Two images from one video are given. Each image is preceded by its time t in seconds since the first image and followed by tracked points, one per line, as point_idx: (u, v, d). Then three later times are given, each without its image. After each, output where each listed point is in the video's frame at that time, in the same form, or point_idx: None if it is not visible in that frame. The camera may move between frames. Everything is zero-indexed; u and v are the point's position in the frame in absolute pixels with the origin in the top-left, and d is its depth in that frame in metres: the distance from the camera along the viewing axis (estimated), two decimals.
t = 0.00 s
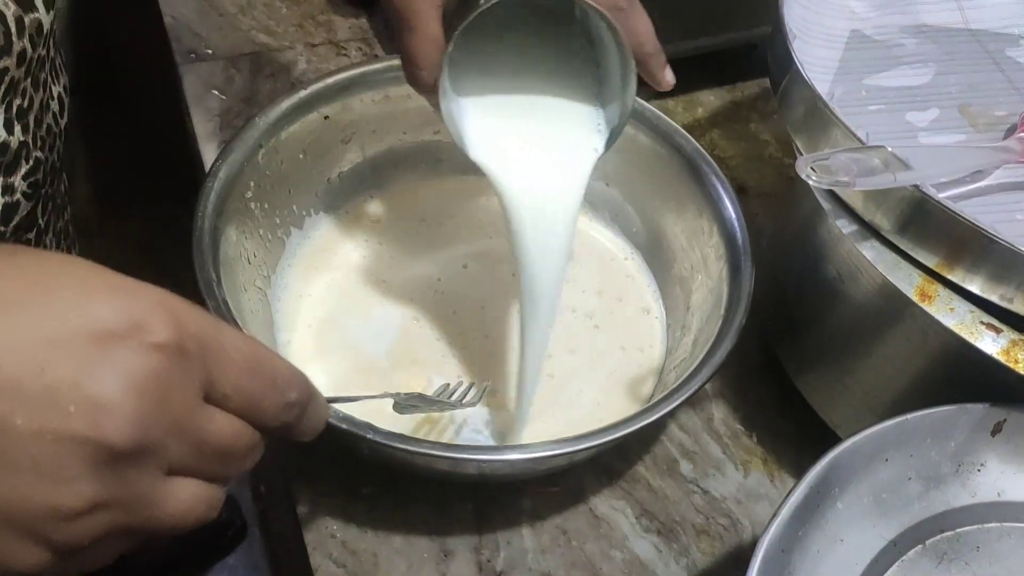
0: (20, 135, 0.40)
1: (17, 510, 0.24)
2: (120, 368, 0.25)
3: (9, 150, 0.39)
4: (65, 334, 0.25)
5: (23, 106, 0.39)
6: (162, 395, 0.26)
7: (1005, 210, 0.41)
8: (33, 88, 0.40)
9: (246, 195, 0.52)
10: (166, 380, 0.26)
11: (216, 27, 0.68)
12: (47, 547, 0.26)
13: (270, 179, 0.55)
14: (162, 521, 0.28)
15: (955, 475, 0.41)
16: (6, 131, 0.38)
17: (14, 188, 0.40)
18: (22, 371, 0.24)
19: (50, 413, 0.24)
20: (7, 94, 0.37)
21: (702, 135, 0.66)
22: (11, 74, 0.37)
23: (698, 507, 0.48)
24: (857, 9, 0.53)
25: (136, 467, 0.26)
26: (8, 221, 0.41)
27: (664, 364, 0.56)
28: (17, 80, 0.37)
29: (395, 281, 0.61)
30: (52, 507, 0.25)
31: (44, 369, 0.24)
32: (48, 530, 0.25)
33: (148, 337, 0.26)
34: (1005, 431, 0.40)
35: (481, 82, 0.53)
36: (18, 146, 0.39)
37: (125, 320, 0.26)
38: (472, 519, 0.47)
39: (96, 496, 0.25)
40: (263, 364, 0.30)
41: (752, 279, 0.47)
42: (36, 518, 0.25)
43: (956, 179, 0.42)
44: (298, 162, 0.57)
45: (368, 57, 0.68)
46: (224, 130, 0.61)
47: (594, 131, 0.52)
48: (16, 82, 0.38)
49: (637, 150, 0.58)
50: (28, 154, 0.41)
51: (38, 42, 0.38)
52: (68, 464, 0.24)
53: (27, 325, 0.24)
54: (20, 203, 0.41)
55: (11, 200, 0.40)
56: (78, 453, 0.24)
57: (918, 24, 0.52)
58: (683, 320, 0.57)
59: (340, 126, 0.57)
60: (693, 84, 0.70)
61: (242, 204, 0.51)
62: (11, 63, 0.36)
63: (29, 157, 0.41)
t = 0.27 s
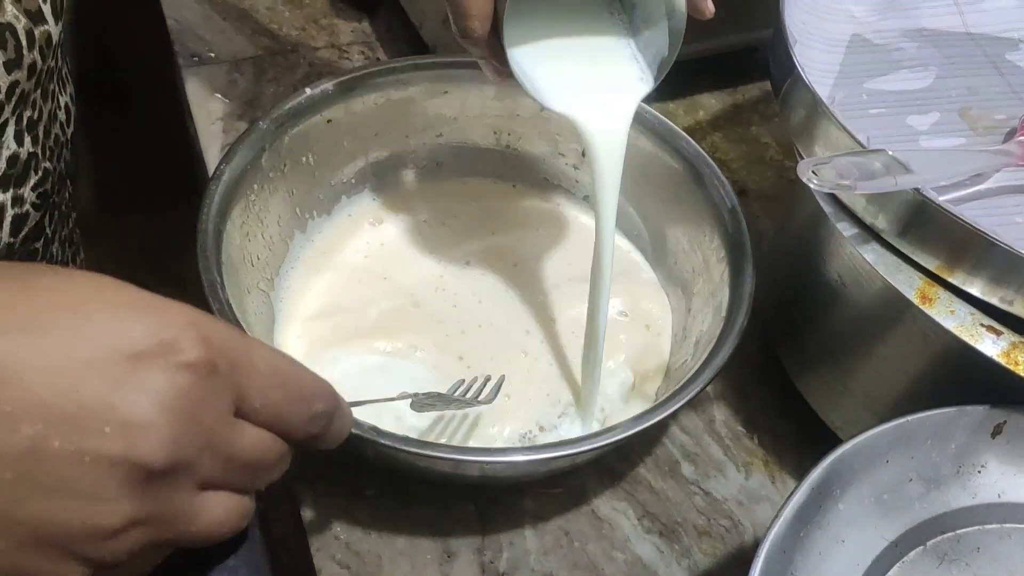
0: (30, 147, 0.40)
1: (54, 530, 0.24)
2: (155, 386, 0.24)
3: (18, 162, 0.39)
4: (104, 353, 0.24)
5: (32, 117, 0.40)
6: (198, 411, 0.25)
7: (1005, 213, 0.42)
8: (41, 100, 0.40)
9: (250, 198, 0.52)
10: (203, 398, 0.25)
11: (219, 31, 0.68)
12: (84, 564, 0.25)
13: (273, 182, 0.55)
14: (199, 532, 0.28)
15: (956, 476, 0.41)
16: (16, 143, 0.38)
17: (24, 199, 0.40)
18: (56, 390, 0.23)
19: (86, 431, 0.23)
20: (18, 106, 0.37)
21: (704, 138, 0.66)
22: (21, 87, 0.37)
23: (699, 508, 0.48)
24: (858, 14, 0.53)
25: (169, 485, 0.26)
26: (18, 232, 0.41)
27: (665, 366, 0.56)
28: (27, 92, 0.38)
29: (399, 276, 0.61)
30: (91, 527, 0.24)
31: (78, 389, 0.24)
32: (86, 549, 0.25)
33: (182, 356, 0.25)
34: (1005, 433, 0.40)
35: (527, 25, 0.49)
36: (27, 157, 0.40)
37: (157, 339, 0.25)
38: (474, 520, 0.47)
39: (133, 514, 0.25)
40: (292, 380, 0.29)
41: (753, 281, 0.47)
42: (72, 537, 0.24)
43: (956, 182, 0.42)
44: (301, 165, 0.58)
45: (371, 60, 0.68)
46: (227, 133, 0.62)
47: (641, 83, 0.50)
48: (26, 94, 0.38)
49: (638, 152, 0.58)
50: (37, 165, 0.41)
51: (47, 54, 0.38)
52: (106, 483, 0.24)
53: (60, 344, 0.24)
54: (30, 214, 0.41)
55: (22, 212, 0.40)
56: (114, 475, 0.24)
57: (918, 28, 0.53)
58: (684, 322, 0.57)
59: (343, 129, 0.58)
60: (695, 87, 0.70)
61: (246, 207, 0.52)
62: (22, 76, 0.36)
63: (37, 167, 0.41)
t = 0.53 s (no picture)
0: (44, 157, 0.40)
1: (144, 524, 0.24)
2: (236, 382, 0.25)
3: (34, 172, 0.39)
4: (180, 350, 0.25)
5: (46, 128, 0.40)
6: (274, 408, 0.26)
7: (1003, 218, 0.42)
8: (54, 110, 0.41)
9: (252, 202, 0.52)
10: (278, 395, 0.26)
11: (221, 35, 0.69)
12: (174, 559, 0.26)
13: (276, 187, 0.55)
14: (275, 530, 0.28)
15: (956, 480, 0.41)
16: (32, 153, 0.39)
17: (39, 209, 0.41)
18: (143, 386, 0.24)
19: (172, 426, 0.24)
20: (34, 116, 0.38)
21: (704, 142, 0.67)
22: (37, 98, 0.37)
23: (701, 512, 0.48)
24: (858, 19, 0.53)
25: (251, 477, 0.26)
26: (33, 242, 0.41)
27: (667, 370, 0.57)
28: (43, 102, 0.38)
29: (408, 268, 0.61)
30: (179, 521, 0.25)
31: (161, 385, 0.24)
32: (176, 543, 0.25)
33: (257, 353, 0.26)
34: (1004, 437, 0.41)
35: None
36: (42, 168, 0.40)
37: (234, 337, 0.26)
38: (477, 524, 0.47)
39: (219, 504, 0.25)
40: (352, 371, 0.30)
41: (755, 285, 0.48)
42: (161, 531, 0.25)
43: (956, 187, 0.43)
44: (303, 170, 0.58)
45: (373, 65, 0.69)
46: (230, 137, 0.62)
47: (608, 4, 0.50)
48: (42, 104, 0.38)
49: (639, 155, 0.59)
50: (51, 175, 0.42)
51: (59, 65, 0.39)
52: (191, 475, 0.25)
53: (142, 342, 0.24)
54: (43, 224, 0.42)
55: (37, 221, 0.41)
56: (202, 466, 0.25)
57: (918, 33, 0.53)
58: (685, 326, 0.58)
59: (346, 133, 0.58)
60: (695, 91, 0.71)
61: (249, 213, 0.52)
62: (37, 86, 0.37)
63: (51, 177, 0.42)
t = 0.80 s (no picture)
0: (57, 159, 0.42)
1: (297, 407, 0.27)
2: (369, 283, 0.29)
3: (48, 174, 0.41)
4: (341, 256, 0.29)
5: (60, 130, 0.42)
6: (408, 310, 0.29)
7: (1004, 223, 0.42)
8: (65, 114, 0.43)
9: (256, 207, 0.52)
10: (409, 299, 0.29)
11: (222, 39, 0.69)
12: (327, 446, 0.28)
13: (278, 191, 0.55)
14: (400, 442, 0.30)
15: (957, 484, 0.41)
16: (46, 155, 0.40)
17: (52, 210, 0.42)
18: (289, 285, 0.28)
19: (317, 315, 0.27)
20: (48, 118, 0.40)
21: (705, 145, 0.67)
22: (51, 99, 0.39)
23: (702, 516, 0.48)
24: (858, 24, 0.53)
25: (398, 369, 0.29)
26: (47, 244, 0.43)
27: (669, 374, 0.57)
28: (56, 104, 0.40)
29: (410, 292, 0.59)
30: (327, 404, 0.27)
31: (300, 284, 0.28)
32: (329, 428, 0.28)
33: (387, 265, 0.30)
34: (1005, 442, 0.41)
35: None
36: (55, 170, 0.41)
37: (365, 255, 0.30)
38: (478, 527, 0.47)
39: (370, 391, 0.28)
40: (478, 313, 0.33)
41: (756, 290, 0.48)
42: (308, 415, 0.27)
43: (956, 192, 0.43)
44: (305, 174, 0.58)
45: (374, 68, 0.69)
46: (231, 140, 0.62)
47: None
48: (55, 107, 0.40)
49: (639, 159, 0.59)
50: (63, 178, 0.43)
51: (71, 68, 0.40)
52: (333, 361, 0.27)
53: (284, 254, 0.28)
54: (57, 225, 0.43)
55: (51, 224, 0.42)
56: (346, 347, 0.27)
57: (918, 37, 0.53)
58: (686, 330, 0.58)
59: (347, 137, 0.58)
60: (696, 94, 0.71)
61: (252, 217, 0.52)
62: (53, 87, 0.38)
63: (64, 179, 0.43)
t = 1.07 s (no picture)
0: (67, 149, 0.43)
1: (429, 347, 0.31)
2: (462, 231, 0.32)
3: (58, 164, 0.42)
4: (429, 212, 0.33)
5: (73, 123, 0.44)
6: (498, 245, 0.33)
7: (1003, 225, 0.42)
8: (76, 104, 0.44)
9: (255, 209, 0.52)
10: (495, 239, 0.33)
11: (221, 41, 0.69)
12: (449, 373, 0.32)
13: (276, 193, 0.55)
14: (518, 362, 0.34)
15: (955, 486, 0.41)
16: (57, 146, 0.42)
17: (63, 201, 0.44)
18: (398, 241, 0.31)
19: (430, 261, 0.31)
20: (65, 108, 0.42)
21: (704, 147, 0.67)
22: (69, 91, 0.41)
23: (701, 517, 0.48)
24: (857, 26, 0.53)
25: (499, 298, 0.33)
26: (57, 233, 0.44)
27: (669, 376, 0.56)
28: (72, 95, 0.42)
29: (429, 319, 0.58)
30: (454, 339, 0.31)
31: (406, 238, 0.32)
32: (449, 355, 0.31)
33: (469, 216, 0.33)
34: (1004, 443, 0.41)
35: None
36: (66, 161, 0.43)
37: (450, 210, 0.33)
38: (477, 529, 0.47)
39: (477, 319, 0.31)
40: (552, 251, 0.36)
41: (755, 292, 0.48)
42: (440, 350, 0.31)
43: (954, 194, 0.43)
44: (304, 176, 0.58)
45: (373, 70, 0.69)
46: (230, 142, 0.62)
47: None
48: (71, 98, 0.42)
49: (638, 160, 0.59)
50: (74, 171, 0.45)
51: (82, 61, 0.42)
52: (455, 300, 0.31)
53: (385, 218, 0.32)
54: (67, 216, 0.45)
55: (62, 215, 0.44)
56: (453, 284, 0.31)
57: (917, 39, 0.53)
58: (685, 331, 0.58)
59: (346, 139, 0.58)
60: (695, 96, 0.71)
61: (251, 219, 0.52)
62: (64, 77, 0.39)
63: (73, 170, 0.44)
